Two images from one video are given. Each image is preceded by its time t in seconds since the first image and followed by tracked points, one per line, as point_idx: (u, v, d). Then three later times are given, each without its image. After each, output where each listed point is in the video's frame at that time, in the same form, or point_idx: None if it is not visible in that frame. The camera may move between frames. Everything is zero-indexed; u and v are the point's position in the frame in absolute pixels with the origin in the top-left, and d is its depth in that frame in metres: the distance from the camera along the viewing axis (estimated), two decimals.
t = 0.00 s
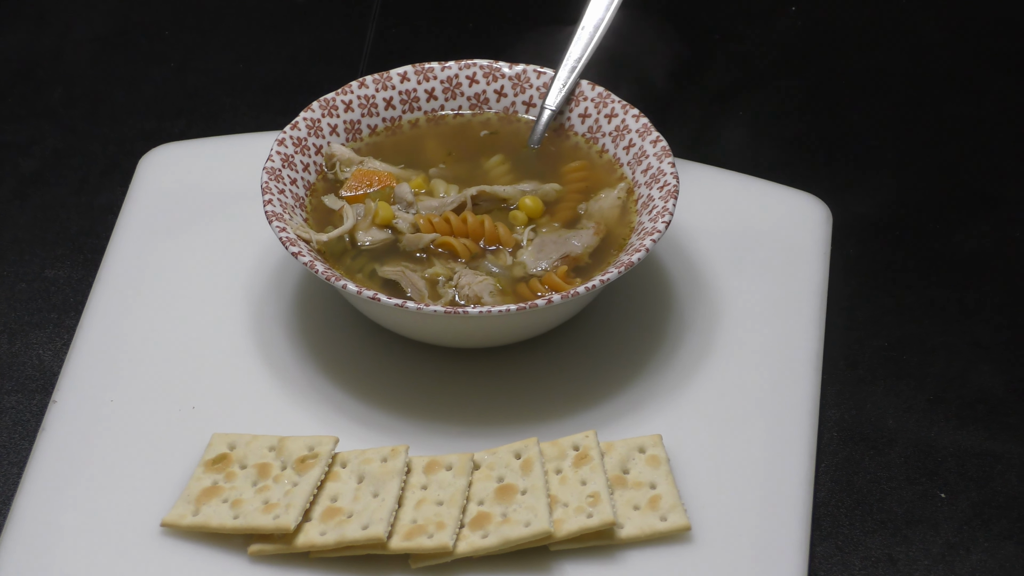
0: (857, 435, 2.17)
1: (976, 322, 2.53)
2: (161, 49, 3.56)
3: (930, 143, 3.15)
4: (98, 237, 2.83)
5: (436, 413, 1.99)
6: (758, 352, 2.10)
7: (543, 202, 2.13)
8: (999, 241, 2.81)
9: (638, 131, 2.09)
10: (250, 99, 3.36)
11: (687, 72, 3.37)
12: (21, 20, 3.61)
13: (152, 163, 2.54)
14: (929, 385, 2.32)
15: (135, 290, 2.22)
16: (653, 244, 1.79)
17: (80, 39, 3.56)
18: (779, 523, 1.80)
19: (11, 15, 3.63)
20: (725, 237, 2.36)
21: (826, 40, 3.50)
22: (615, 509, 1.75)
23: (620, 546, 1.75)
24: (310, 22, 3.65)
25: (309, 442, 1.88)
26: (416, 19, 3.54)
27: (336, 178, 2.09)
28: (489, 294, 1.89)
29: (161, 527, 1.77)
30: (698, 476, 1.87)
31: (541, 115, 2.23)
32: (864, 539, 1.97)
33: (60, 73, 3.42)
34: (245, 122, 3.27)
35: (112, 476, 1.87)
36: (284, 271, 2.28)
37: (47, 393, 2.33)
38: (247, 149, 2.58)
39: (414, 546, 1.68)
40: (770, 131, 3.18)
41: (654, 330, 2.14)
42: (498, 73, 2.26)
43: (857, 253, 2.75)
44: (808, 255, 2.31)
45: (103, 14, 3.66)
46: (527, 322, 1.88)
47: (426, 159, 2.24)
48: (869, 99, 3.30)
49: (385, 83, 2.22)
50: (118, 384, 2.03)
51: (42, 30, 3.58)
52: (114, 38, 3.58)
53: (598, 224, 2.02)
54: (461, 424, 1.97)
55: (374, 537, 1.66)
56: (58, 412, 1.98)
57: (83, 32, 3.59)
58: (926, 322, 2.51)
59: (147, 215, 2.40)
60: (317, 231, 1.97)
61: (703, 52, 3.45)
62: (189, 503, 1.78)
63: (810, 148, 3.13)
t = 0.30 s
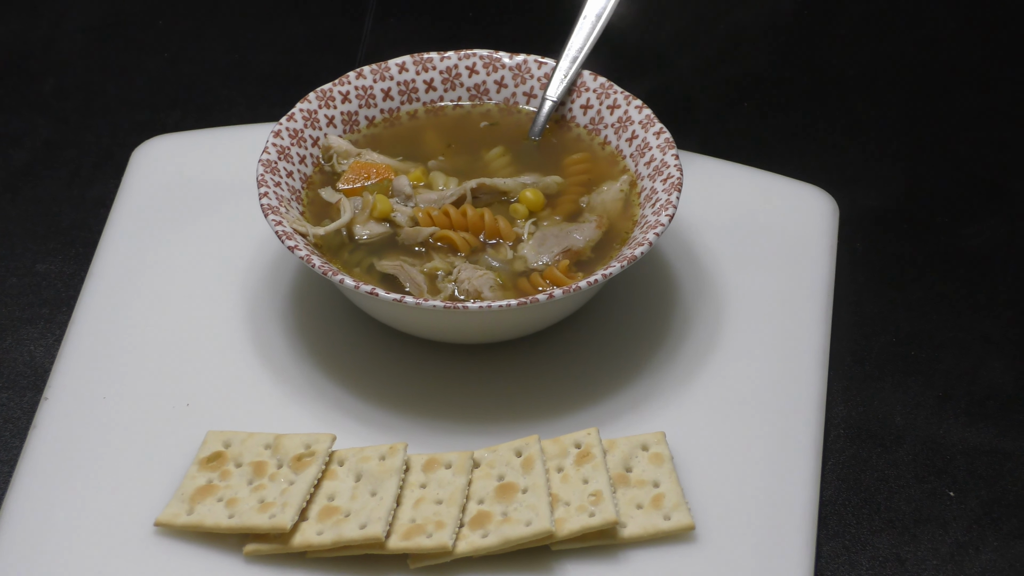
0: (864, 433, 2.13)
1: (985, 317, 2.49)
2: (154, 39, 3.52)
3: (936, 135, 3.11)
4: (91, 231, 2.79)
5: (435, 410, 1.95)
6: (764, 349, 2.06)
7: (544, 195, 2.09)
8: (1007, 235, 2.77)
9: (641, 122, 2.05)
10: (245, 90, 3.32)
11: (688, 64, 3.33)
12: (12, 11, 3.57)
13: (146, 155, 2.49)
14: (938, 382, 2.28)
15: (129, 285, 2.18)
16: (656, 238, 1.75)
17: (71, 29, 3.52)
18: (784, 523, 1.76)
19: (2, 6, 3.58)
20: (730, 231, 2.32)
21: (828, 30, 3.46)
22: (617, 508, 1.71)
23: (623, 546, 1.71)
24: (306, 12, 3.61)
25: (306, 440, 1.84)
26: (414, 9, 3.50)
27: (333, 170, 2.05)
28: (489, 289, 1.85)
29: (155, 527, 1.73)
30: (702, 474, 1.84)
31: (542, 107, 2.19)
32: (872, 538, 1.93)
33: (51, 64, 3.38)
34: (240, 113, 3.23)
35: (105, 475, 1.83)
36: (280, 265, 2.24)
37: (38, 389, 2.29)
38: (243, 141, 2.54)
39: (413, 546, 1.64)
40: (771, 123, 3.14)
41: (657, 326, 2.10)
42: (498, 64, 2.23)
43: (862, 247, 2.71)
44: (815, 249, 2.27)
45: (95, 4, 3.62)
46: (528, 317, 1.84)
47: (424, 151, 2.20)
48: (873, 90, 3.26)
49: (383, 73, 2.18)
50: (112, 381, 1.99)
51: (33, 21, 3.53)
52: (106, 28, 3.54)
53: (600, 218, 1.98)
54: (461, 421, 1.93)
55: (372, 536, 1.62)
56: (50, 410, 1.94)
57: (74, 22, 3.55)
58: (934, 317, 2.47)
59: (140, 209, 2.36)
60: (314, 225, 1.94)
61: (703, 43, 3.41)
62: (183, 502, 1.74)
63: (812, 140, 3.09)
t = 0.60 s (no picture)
0: (869, 438, 2.09)
1: (991, 319, 2.45)
2: (146, 36, 3.48)
3: (940, 133, 3.07)
4: (80, 232, 2.75)
5: (431, 415, 1.91)
6: (767, 352, 2.02)
7: (543, 196, 2.05)
8: (1013, 235, 2.73)
9: (642, 121, 2.01)
10: (238, 88, 3.29)
11: (686, 61, 3.29)
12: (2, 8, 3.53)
13: (137, 155, 2.46)
14: (944, 385, 2.24)
15: (121, 287, 2.14)
16: (657, 239, 1.71)
17: (61, 25, 3.48)
18: (788, 530, 1.72)
19: None
20: (733, 232, 2.28)
21: (828, 27, 3.43)
22: (617, 514, 1.67)
23: (623, 553, 1.67)
24: (301, 9, 3.57)
25: (300, 445, 1.80)
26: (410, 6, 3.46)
27: (328, 170, 2.01)
28: (487, 291, 1.81)
29: (146, 534, 1.69)
30: (704, 480, 1.80)
31: (540, 105, 2.15)
32: (877, 545, 1.89)
33: (40, 61, 3.34)
34: (233, 112, 3.19)
35: (94, 481, 1.79)
36: (274, 266, 2.20)
37: (26, 394, 2.25)
38: (235, 140, 2.50)
39: (409, 553, 1.60)
40: (771, 121, 3.10)
41: (659, 329, 2.06)
42: (496, 61, 2.19)
43: (866, 248, 2.67)
44: (819, 250, 2.23)
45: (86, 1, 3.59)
46: (526, 320, 1.80)
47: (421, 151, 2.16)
48: (874, 88, 3.22)
49: (378, 71, 2.14)
50: (102, 385, 1.95)
51: (23, 18, 3.50)
52: (97, 24, 3.50)
53: (600, 219, 1.94)
54: (458, 426, 1.89)
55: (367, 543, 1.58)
56: (39, 415, 1.90)
57: (65, 19, 3.51)
58: (941, 320, 2.43)
59: (132, 210, 2.32)
60: (307, 226, 1.90)
61: (702, 40, 3.38)
62: (175, 509, 1.70)
63: (813, 139, 3.05)
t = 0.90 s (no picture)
0: (876, 445, 2.05)
1: (999, 324, 2.41)
2: (138, 36, 3.44)
3: (944, 134, 3.03)
4: (71, 235, 2.71)
5: (430, 423, 1.87)
6: (772, 357, 1.98)
7: (543, 198, 2.01)
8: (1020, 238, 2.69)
9: (643, 122, 1.97)
10: (232, 88, 3.25)
11: (684, 61, 3.25)
12: None
13: (129, 156, 2.42)
14: (952, 392, 2.21)
15: (113, 292, 2.10)
16: (659, 243, 1.67)
17: (51, 24, 3.44)
18: (793, 539, 1.68)
19: None
20: (737, 235, 2.24)
21: (830, 27, 3.39)
22: (619, 523, 1.63)
23: (624, 563, 1.64)
24: (296, 8, 3.53)
25: (295, 452, 1.76)
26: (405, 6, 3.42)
27: (323, 172, 1.98)
28: (485, 296, 1.78)
29: (137, 543, 1.66)
30: (707, 488, 1.76)
31: (540, 106, 2.11)
32: (884, 554, 1.85)
33: (31, 61, 3.30)
34: (226, 112, 3.15)
35: (83, 489, 1.75)
36: (268, 270, 2.16)
37: (15, 400, 2.22)
38: (228, 141, 2.46)
39: (406, 563, 1.57)
40: (771, 121, 3.06)
41: (662, 334, 2.02)
42: (495, 61, 2.15)
43: (871, 252, 2.64)
44: (824, 253, 2.20)
45: None
46: (526, 325, 1.76)
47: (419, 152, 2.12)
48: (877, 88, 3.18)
49: (374, 71, 2.11)
50: (92, 391, 1.91)
51: (13, 17, 3.46)
52: (88, 23, 3.46)
53: (601, 221, 1.90)
54: (457, 433, 1.85)
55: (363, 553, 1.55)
56: (28, 421, 1.86)
57: (55, 18, 3.47)
58: (948, 324, 2.40)
59: (123, 213, 2.28)
60: (303, 229, 1.86)
61: (700, 39, 3.33)
62: (167, 518, 1.66)
63: (814, 139, 3.01)
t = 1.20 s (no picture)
0: (885, 459, 2.01)
1: (1010, 335, 2.37)
2: (132, 40, 3.40)
3: (950, 140, 3.00)
4: (64, 244, 2.68)
5: (430, 437, 1.83)
6: (781, 369, 1.94)
7: (546, 207, 1.97)
8: None
9: (648, 129, 1.93)
10: (228, 93, 3.21)
11: (685, 65, 3.21)
12: None
13: (124, 163, 2.38)
14: (963, 405, 2.17)
15: (107, 301, 2.06)
16: (664, 252, 1.63)
17: (44, 28, 3.41)
18: (801, 555, 1.64)
19: None
20: (744, 244, 2.20)
21: (833, 31, 3.35)
22: (623, 539, 1.59)
23: None
24: (293, 11, 3.49)
25: (293, 466, 1.72)
26: (404, 10, 3.39)
27: (322, 180, 1.94)
28: (487, 306, 1.74)
29: (131, 559, 1.62)
30: (714, 503, 1.72)
31: (543, 112, 2.07)
32: (894, 571, 1.81)
33: (23, 66, 3.27)
34: (222, 119, 3.12)
35: (74, 504, 1.71)
36: (264, 279, 2.12)
37: (7, 414, 2.18)
38: (224, 148, 2.42)
39: None
40: (773, 128, 3.03)
41: (668, 345, 1.98)
42: (497, 67, 2.11)
43: (877, 261, 2.60)
44: (832, 263, 2.16)
45: (71, 3, 3.51)
46: (528, 337, 1.72)
47: (419, 159, 2.08)
48: (882, 94, 3.14)
49: (374, 77, 2.07)
50: (86, 403, 1.87)
51: (6, 21, 3.42)
52: (81, 27, 3.43)
53: (605, 230, 1.86)
54: (459, 446, 1.81)
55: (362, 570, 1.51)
56: (19, 434, 1.82)
57: (48, 21, 3.44)
58: (959, 335, 2.36)
59: (117, 221, 2.24)
60: (301, 238, 1.82)
61: (702, 44, 3.30)
62: (162, 534, 1.62)
63: (817, 145, 2.98)
